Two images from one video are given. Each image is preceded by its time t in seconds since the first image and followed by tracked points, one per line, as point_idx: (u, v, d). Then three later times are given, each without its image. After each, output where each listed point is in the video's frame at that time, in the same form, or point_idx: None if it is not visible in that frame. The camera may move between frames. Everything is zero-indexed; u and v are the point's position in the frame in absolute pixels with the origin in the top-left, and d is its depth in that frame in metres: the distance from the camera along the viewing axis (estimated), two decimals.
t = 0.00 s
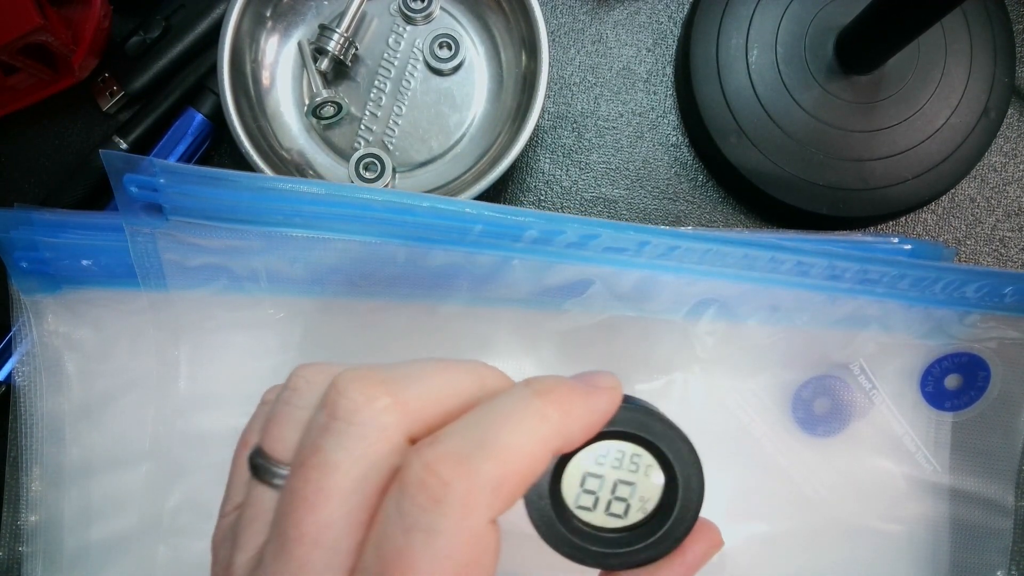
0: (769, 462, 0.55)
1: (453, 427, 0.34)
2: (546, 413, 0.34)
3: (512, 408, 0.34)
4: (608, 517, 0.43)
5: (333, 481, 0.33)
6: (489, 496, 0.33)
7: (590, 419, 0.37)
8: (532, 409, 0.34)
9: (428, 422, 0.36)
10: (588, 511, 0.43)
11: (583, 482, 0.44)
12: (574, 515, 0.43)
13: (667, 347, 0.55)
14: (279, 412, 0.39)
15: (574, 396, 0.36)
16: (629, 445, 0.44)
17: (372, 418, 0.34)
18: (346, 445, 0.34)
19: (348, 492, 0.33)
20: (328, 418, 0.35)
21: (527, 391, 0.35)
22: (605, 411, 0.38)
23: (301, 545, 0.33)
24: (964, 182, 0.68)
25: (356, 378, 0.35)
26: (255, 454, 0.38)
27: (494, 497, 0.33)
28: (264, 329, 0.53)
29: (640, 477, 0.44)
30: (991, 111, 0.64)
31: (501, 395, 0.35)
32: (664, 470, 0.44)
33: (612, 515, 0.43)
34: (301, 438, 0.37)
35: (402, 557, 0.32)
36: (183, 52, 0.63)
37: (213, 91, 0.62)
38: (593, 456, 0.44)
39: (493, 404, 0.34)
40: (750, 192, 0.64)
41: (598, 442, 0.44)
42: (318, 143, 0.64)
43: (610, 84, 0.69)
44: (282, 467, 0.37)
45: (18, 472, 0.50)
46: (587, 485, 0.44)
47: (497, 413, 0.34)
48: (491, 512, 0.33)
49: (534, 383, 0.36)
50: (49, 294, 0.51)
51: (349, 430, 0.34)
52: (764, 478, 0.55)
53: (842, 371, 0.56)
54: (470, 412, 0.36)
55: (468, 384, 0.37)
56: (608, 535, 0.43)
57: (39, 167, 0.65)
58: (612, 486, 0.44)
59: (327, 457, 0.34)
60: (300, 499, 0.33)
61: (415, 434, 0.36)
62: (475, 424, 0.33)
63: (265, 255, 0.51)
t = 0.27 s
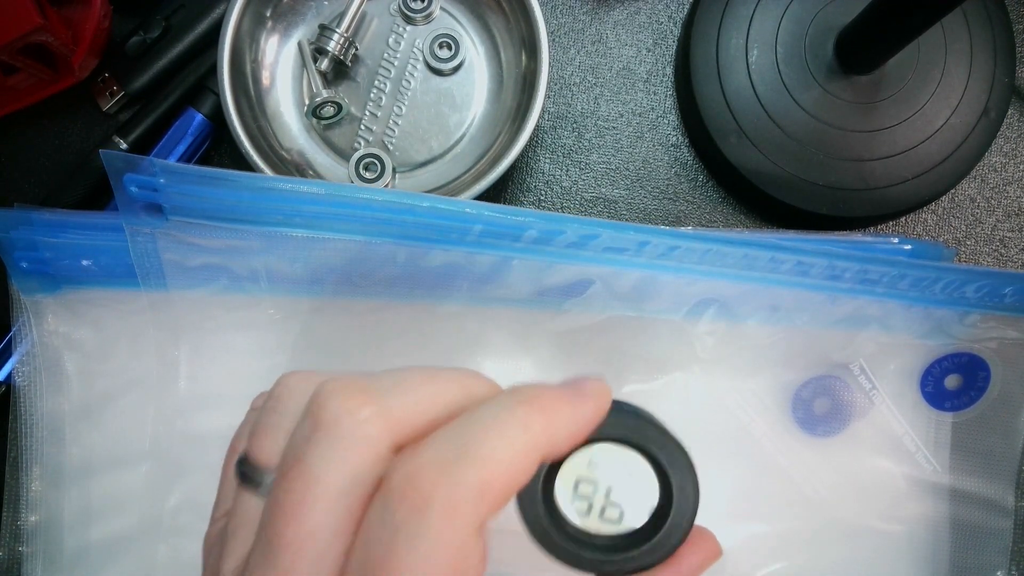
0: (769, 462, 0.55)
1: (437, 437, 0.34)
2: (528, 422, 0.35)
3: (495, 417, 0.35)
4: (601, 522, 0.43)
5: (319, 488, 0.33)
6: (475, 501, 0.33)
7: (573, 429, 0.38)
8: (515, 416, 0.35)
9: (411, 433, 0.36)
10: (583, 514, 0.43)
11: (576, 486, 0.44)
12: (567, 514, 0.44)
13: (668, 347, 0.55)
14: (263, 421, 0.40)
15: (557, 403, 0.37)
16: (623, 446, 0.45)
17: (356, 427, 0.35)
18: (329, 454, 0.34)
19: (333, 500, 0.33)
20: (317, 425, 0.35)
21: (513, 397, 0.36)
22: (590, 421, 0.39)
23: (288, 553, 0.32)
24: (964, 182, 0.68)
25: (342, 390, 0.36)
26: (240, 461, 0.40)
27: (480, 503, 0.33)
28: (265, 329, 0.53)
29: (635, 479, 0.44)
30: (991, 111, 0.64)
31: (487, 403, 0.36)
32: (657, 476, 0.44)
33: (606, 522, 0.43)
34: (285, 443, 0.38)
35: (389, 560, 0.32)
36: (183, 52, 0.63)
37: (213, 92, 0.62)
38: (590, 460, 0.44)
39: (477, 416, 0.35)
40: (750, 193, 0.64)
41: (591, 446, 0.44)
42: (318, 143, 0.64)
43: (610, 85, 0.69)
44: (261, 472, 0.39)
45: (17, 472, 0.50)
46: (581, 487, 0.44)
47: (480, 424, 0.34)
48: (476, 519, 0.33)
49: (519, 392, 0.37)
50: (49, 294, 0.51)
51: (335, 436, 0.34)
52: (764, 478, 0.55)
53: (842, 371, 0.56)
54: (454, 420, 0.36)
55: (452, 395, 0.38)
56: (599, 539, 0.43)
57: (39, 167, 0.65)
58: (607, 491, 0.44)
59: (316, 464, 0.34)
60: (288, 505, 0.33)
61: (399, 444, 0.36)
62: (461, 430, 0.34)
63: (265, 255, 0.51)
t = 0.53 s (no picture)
0: (769, 462, 0.55)
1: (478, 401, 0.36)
2: (559, 384, 0.36)
3: (529, 382, 0.36)
4: (598, 495, 0.44)
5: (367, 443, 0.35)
6: (515, 453, 0.34)
7: (597, 393, 0.39)
8: (547, 381, 0.36)
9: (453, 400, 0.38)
10: (581, 485, 0.44)
11: (583, 455, 0.45)
12: (565, 485, 0.44)
13: (667, 347, 0.56)
14: (302, 394, 0.40)
15: (584, 370, 0.38)
16: (632, 425, 0.45)
17: (406, 391, 0.36)
18: (378, 411, 0.36)
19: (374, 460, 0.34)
20: (364, 393, 0.36)
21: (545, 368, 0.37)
22: (609, 381, 0.40)
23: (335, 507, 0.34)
24: (964, 182, 0.68)
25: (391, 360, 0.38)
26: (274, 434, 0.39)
27: (519, 454, 0.35)
28: (265, 329, 0.54)
29: (635, 461, 0.45)
30: (991, 111, 0.64)
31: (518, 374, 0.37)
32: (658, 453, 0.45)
33: (603, 496, 0.44)
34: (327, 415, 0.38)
35: (435, 505, 0.33)
36: (182, 52, 0.63)
37: (213, 92, 0.62)
38: (596, 432, 0.45)
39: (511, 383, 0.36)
40: (750, 193, 0.64)
41: (601, 417, 0.45)
42: (318, 143, 0.64)
43: (610, 85, 0.69)
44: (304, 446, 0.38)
45: (18, 472, 0.50)
46: (586, 458, 0.45)
47: (514, 389, 0.35)
48: (517, 468, 0.35)
49: (547, 361, 0.38)
50: (49, 294, 0.51)
51: (382, 398, 0.36)
52: (764, 478, 0.55)
53: (842, 371, 0.56)
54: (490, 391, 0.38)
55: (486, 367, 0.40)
56: (593, 512, 0.43)
57: (38, 167, 0.65)
58: (609, 464, 0.45)
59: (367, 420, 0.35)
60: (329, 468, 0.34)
61: (438, 410, 0.37)
62: (497, 397, 0.35)
63: (265, 255, 0.51)
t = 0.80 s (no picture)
0: (769, 462, 0.55)
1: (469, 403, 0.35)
2: (551, 386, 0.35)
3: (519, 383, 0.35)
4: (593, 492, 0.44)
5: (362, 447, 0.34)
6: (508, 456, 0.34)
7: (590, 393, 0.39)
8: (538, 381, 0.35)
9: (443, 403, 0.37)
10: (575, 483, 0.44)
11: (575, 453, 0.45)
12: (559, 483, 0.44)
13: (667, 347, 0.56)
14: (292, 398, 0.39)
15: (575, 368, 0.38)
16: (625, 424, 0.45)
17: (394, 395, 0.35)
18: (368, 417, 0.35)
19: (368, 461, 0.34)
20: (352, 395, 0.35)
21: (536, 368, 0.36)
22: (603, 381, 0.39)
23: (331, 511, 0.33)
24: (964, 182, 0.68)
25: (375, 361, 0.36)
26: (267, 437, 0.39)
27: (512, 457, 0.34)
28: (265, 329, 0.53)
29: (629, 458, 0.45)
30: (991, 111, 0.64)
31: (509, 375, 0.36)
32: (652, 452, 0.45)
33: (597, 494, 0.44)
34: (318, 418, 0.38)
35: (427, 507, 0.33)
36: (182, 52, 0.63)
37: (213, 92, 0.62)
38: (590, 430, 0.45)
39: (502, 383, 0.35)
40: (749, 193, 0.64)
41: (594, 415, 0.45)
42: (318, 143, 0.64)
43: (610, 85, 0.69)
44: (298, 449, 0.38)
45: (17, 472, 0.50)
46: (579, 456, 0.45)
47: (505, 389, 0.35)
48: (510, 472, 0.34)
49: (538, 361, 0.37)
50: (49, 294, 0.51)
51: (372, 402, 0.35)
52: (763, 478, 0.55)
53: (843, 371, 0.56)
54: (481, 392, 0.37)
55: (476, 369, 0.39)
56: (588, 510, 0.43)
57: (39, 167, 0.65)
58: (602, 462, 0.45)
59: (358, 423, 0.35)
60: (323, 470, 0.34)
61: (428, 412, 0.37)
62: (488, 398, 0.35)
63: (265, 255, 0.51)
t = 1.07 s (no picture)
0: (769, 462, 0.55)
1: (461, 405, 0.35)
2: (545, 386, 0.35)
3: (514, 383, 0.35)
4: (589, 490, 0.44)
5: (352, 451, 0.34)
6: (501, 459, 0.34)
7: (585, 391, 0.39)
8: (532, 381, 0.35)
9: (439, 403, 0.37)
10: (572, 480, 0.44)
11: (571, 450, 0.45)
12: (556, 481, 0.44)
13: (667, 347, 0.56)
14: (281, 401, 0.39)
15: (570, 367, 0.37)
16: (620, 421, 0.45)
17: (381, 397, 0.36)
18: (354, 421, 0.35)
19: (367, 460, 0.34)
20: (338, 398, 0.35)
21: (529, 367, 0.36)
22: (598, 377, 0.39)
23: (327, 513, 0.33)
24: (964, 182, 0.68)
25: (361, 364, 0.36)
26: (256, 441, 0.39)
27: (505, 461, 0.34)
28: (265, 329, 0.53)
29: (625, 455, 0.45)
30: (991, 111, 0.64)
31: (502, 375, 0.36)
32: (648, 450, 0.45)
33: (593, 491, 0.44)
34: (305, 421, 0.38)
35: (427, 506, 0.33)
36: (182, 52, 0.63)
37: (213, 91, 0.62)
38: (585, 427, 0.45)
39: (495, 383, 0.35)
40: (750, 193, 0.64)
41: (590, 413, 0.45)
42: (318, 143, 0.64)
43: (609, 85, 0.69)
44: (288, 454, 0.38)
45: (17, 472, 0.50)
46: (575, 453, 0.45)
47: (498, 389, 0.35)
48: (503, 475, 0.34)
49: (532, 360, 0.37)
50: (49, 294, 0.51)
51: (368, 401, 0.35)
52: (763, 478, 0.55)
53: (843, 371, 0.56)
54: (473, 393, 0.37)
55: (467, 368, 0.39)
56: (585, 507, 0.43)
57: (39, 167, 0.65)
58: (598, 459, 0.45)
59: (345, 428, 0.34)
60: (321, 470, 0.34)
61: (417, 413, 0.37)
62: (483, 399, 0.35)
63: (265, 255, 0.51)
